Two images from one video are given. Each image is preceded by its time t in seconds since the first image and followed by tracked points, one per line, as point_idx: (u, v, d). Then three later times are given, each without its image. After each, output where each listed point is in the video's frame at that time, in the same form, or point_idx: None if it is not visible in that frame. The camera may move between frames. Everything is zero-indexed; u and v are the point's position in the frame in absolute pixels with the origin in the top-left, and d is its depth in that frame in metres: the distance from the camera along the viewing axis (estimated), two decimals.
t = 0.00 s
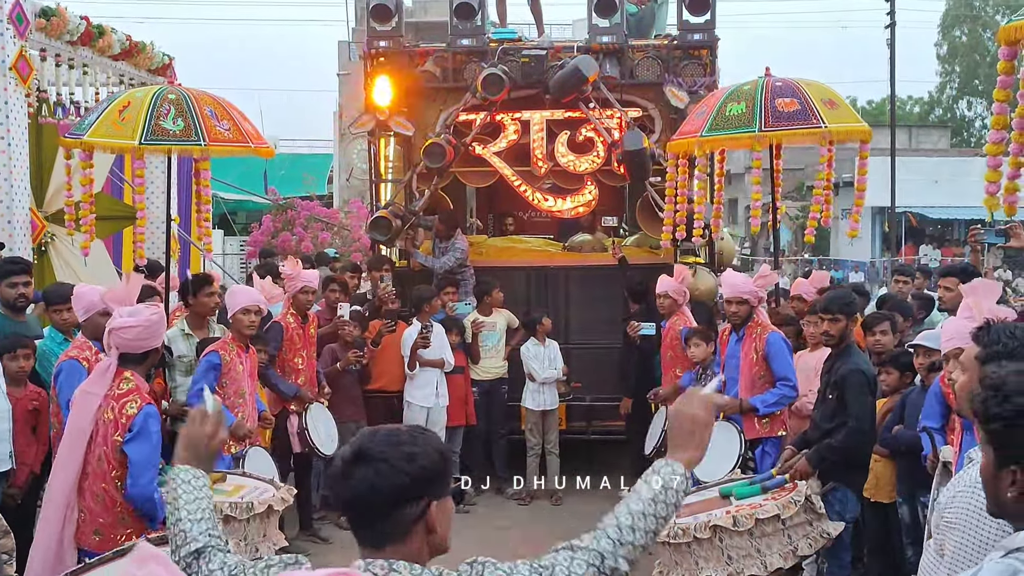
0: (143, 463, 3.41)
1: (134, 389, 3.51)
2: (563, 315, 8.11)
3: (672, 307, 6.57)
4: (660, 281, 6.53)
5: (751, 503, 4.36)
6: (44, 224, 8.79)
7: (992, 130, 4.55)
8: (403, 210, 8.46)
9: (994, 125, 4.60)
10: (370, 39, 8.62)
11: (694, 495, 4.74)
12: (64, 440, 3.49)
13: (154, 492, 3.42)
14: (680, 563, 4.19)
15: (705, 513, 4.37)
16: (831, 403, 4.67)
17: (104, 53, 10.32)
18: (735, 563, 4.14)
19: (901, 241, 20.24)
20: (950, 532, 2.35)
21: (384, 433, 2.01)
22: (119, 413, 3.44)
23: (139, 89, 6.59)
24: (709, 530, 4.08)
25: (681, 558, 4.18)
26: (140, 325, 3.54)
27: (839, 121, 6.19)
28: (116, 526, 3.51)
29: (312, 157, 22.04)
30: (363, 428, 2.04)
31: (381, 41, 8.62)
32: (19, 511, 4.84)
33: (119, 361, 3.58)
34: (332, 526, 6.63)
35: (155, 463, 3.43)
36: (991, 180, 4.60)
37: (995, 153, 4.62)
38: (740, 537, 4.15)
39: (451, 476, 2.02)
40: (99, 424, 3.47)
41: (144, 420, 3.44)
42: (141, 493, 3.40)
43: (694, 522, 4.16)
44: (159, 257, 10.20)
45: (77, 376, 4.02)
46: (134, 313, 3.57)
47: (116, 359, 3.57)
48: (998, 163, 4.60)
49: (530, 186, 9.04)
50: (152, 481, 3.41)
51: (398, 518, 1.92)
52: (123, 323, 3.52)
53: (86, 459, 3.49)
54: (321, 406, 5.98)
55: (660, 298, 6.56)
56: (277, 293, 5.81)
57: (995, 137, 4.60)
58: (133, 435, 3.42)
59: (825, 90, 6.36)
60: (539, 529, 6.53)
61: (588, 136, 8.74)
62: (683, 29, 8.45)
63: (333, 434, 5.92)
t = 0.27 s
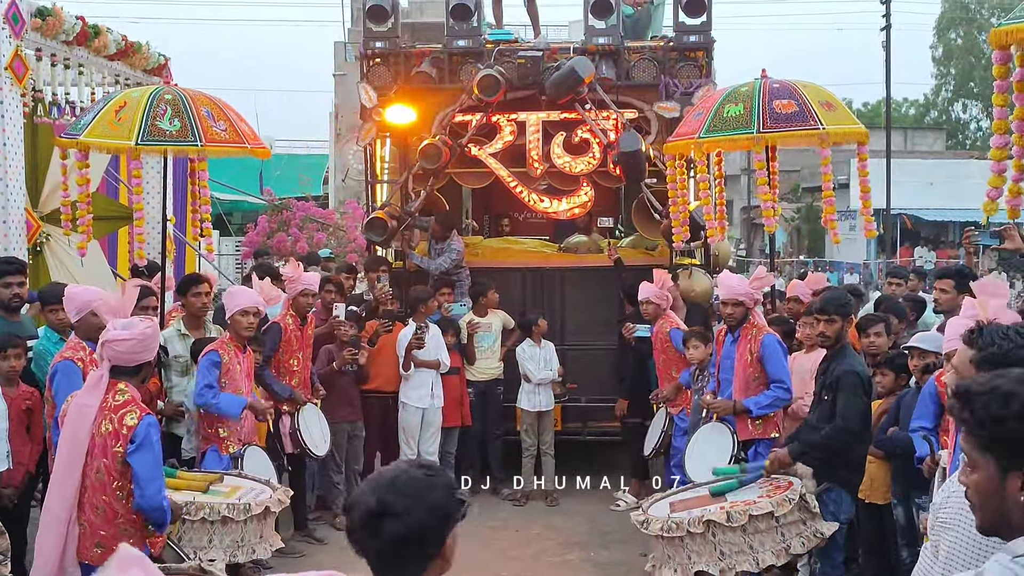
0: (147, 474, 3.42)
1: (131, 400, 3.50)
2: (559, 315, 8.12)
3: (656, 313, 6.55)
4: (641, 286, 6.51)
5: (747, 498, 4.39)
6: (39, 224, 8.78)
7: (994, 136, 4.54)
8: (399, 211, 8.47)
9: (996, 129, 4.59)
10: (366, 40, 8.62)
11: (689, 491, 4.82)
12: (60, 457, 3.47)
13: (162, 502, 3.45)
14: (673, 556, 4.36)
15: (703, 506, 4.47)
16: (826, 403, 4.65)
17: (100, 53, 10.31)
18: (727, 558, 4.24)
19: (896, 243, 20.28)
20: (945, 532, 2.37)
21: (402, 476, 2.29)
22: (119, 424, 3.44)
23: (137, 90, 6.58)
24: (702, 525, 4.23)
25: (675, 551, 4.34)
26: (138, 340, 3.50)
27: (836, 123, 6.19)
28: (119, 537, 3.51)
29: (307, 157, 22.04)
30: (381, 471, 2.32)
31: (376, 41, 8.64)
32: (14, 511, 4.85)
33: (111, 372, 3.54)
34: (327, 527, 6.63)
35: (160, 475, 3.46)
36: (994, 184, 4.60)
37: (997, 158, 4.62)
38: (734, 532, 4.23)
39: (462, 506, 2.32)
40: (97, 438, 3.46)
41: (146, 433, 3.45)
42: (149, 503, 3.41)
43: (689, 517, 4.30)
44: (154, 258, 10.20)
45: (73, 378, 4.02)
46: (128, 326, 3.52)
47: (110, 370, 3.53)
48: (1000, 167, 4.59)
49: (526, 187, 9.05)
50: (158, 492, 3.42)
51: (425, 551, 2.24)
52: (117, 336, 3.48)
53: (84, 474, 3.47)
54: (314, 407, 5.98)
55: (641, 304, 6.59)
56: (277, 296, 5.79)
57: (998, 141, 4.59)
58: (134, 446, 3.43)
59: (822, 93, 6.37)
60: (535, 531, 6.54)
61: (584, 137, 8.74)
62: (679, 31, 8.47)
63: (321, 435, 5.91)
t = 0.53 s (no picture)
0: (148, 473, 3.41)
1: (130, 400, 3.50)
2: (555, 316, 8.11)
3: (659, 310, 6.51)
4: (648, 283, 6.48)
5: (743, 488, 4.41)
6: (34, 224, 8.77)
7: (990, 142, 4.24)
8: (395, 211, 8.47)
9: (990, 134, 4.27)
10: (362, 40, 8.61)
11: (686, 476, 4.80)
12: (60, 458, 3.45)
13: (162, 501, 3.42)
14: (664, 535, 4.34)
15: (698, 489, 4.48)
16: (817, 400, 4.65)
17: (96, 53, 10.30)
18: (718, 542, 4.24)
19: (892, 245, 20.33)
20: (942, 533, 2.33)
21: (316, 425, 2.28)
22: (118, 424, 3.43)
23: (135, 89, 6.57)
24: (698, 505, 4.23)
25: (666, 530, 4.32)
26: (140, 342, 3.53)
27: (833, 123, 6.19)
28: (118, 537, 3.49)
29: (304, 159, 22.04)
30: (305, 423, 2.31)
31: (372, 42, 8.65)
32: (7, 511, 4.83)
33: (111, 373, 3.56)
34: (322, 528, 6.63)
35: (158, 474, 3.43)
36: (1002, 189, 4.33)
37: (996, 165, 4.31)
38: (728, 518, 4.24)
39: (381, 454, 2.26)
40: (94, 438, 3.44)
41: (144, 432, 3.44)
42: (150, 502, 3.38)
43: (685, 496, 4.30)
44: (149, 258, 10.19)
45: (68, 377, 4.01)
46: (130, 328, 3.55)
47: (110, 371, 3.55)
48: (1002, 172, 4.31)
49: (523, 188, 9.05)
50: (159, 491, 3.39)
51: (340, 491, 2.17)
52: (118, 338, 3.51)
53: (83, 476, 3.44)
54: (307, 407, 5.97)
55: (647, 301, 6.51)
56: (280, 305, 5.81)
57: (993, 145, 4.29)
58: (134, 446, 3.42)
59: (818, 93, 6.39)
60: (530, 532, 6.53)
61: (579, 138, 8.59)
62: (675, 32, 8.49)
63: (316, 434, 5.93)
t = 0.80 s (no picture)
0: (146, 475, 3.39)
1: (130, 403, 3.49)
2: (552, 317, 8.12)
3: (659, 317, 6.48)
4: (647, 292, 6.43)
5: (742, 482, 4.42)
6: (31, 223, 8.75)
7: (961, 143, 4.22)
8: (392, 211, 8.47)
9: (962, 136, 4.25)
10: (359, 40, 8.60)
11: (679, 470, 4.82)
12: (63, 458, 3.44)
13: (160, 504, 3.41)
14: (661, 527, 4.36)
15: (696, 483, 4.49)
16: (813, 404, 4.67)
17: (93, 53, 10.28)
18: (714, 536, 4.25)
19: (890, 245, 20.34)
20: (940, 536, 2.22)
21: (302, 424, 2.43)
22: (119, 426, 3.43)
23: (139, 89, 6.56)
24: (696, 498, 4.25)
25: (663, 523, 4.34)
26: (140, 346, 3.53)
27: (835, 123, 6.21)
28: (116, 541, 3.48)
29: (302, 158, 22.03)
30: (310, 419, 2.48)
31: (371, 41, 8.63)
32: (3, 511, 4.83)
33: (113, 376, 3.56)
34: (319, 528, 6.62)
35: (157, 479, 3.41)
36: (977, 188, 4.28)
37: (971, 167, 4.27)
38: (725, 511, 4.24)
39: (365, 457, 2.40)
40: (95, 440, 3.45)
41: (144, 435, 3.42)
42: (147, 505, 3.37)
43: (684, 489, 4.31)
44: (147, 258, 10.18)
45: (65, 377, 3.99)
46: (132, 331, 3.55)
47: (111, 374, 3.55)
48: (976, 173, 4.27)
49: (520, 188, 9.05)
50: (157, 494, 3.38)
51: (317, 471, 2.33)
52: (120, 341, 3.51)
53: (86, 477, 3.45)
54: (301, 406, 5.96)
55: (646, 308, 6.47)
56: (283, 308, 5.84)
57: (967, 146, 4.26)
58: (134, 448, 3.41)
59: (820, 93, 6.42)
60: (527, 532, 6.53)
61: (578, 139, 8.66)
62: (673, 32, 8.49)
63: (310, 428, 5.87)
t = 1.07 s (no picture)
0: (147, 474, 3.40)
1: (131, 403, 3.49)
2: (554, 316, 8.12)
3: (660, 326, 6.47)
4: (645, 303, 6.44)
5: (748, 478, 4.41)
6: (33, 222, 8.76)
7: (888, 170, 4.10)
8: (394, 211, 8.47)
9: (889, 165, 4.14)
10: (361, 39, 8.58)
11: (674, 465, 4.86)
12: (67, 459, 3.47)
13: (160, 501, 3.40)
14: (663, 518, 4.40)
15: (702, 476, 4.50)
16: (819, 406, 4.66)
17: (95, 51, 10.28)
18: (717, 530, 4.27)
19: (892, 245, 20.32)
20: (941, 535, 2.16)
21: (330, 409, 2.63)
22: (121, 425, 3.43)
23: (149, 89, 6.54)
24: (701, 492, 4.27)
25: (666, 514, 4.38)
26: (140, 346, 3.53)
27: (837, 122, 6.22)
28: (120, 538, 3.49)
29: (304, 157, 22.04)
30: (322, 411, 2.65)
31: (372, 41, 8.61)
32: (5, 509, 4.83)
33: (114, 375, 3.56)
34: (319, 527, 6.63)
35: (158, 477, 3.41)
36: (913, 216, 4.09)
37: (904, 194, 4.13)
38: (729, 506, 4.25)
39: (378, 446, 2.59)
40: (97, 438, 3.45)
41: (146, 434, 3.42)
42: (146, 503, 3.37)
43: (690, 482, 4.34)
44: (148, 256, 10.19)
45: (65, 375, 4.00)
46: (132, 330, 3.54)
47: (111, 373, 3.55)
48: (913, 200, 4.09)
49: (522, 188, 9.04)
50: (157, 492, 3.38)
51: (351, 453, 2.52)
52: (120, 340, 3.50)
53: (88, 476, 3.45)
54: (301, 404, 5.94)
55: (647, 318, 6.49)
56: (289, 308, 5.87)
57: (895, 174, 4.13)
58: (135, 447, 3.41)
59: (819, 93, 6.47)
60: (528, 532, 6.53)
61: (579, 138, 8.72)
62: (675, 32, 8.48)
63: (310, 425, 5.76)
